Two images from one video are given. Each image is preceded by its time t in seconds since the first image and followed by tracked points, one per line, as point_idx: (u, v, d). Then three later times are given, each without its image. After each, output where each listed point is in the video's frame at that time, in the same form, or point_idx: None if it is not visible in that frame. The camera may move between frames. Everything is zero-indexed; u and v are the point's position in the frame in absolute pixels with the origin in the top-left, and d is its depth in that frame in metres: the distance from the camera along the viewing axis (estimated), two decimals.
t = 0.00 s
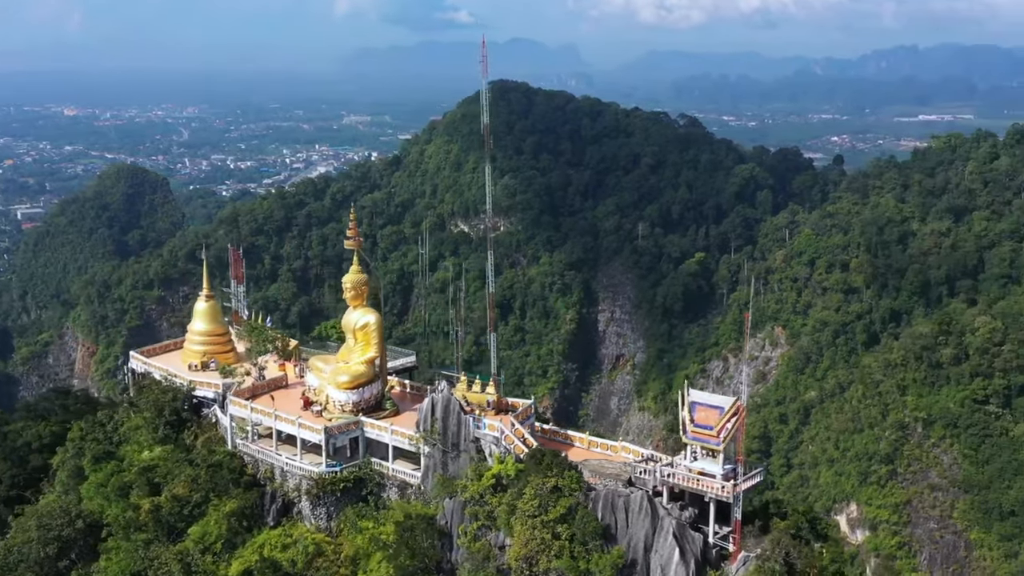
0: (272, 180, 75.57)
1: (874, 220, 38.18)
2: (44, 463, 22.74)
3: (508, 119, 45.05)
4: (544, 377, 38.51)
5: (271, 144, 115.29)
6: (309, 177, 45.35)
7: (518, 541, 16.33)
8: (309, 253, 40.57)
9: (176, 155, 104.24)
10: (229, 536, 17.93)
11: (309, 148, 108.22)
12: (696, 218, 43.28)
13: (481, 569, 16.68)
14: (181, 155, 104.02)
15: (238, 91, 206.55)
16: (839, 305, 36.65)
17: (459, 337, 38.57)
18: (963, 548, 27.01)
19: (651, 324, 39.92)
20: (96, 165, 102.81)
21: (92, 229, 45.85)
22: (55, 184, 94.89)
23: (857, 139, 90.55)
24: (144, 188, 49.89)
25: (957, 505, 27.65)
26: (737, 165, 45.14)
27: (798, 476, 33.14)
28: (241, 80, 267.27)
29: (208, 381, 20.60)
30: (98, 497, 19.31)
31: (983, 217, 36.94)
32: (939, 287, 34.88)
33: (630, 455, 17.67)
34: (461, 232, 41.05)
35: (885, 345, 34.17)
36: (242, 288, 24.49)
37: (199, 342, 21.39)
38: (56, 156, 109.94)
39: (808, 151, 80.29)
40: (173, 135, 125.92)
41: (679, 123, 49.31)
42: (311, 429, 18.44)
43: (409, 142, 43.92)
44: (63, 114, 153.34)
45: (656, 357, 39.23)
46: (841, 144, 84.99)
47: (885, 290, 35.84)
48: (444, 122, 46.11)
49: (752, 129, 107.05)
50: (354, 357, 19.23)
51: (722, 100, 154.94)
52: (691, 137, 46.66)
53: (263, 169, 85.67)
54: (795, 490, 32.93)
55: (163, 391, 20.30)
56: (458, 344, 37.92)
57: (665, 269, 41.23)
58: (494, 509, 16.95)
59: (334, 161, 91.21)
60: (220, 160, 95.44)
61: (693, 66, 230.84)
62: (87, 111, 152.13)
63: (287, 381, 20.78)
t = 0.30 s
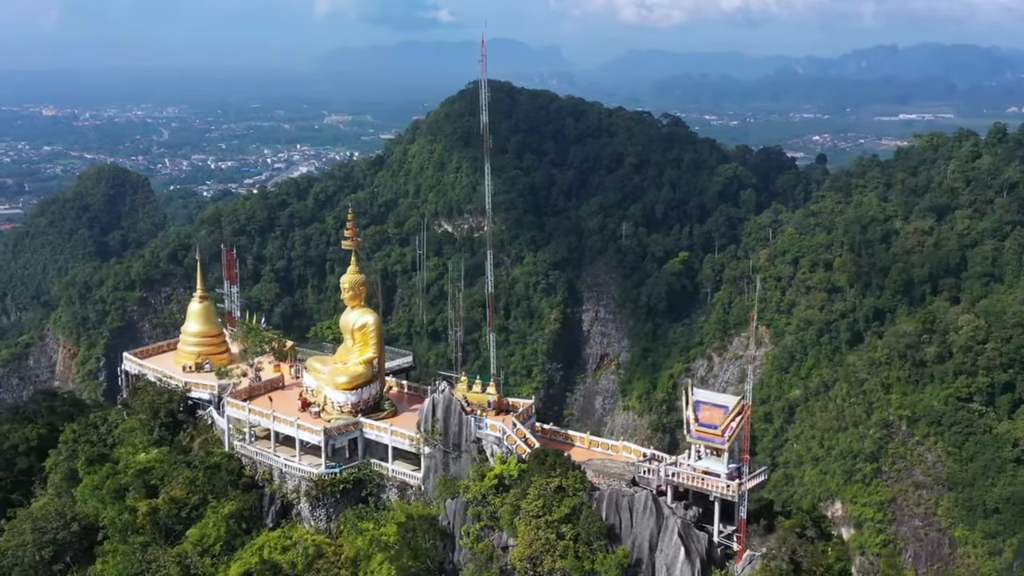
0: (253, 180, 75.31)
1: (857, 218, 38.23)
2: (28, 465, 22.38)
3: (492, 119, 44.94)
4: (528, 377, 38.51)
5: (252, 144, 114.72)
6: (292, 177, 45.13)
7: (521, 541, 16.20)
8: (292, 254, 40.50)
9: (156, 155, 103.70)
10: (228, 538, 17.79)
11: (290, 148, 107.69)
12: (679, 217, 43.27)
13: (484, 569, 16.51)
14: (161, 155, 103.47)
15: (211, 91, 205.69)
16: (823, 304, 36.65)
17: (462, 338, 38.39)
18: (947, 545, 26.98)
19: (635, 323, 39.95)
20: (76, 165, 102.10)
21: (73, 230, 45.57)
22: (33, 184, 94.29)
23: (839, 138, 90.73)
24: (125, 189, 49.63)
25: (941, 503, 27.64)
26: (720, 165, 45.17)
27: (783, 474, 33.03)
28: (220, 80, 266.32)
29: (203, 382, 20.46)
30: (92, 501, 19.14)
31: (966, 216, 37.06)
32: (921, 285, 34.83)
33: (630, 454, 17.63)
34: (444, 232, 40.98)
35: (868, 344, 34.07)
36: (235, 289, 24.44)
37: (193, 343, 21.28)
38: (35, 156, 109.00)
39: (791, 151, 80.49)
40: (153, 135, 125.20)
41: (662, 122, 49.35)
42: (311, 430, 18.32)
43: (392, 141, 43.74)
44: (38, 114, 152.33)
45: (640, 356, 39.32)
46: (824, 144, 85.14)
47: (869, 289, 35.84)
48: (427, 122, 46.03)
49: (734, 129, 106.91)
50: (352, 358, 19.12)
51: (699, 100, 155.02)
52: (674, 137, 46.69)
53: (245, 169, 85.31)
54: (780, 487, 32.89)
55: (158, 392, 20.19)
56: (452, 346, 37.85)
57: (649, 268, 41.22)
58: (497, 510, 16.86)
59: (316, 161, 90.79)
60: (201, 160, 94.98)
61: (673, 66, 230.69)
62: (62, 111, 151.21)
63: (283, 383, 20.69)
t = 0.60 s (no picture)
0: (235, 180, 75.10)
1: (840, 218, 38.23)
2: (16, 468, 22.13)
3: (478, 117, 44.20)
4: (511, 377, 38.51)
5: (233, 144, 114.15)
6: (275, 177, 45.04)
7: (524, 541, 16.14)
8: (275, 255, 40.51)
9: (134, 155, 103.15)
10: (227, 540, 17.70)
11: (271, 148, 107.23)
12: (663, 216, 43.31)
13: (487, 569, 16.45)
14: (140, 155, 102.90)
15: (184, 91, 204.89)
16: (806, 304, 36.75)
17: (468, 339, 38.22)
18: (931, 542, 26.97)
19: (619, 322, 40.01)
20: (55, 165, 101.47)
21: (54, 230, 45.39)
22: (10, 185, 93.77)
23: (818, 138, 90.80)
24: (105, 190, 49.43)
25: (925, 500, 27.64)
26: (703, 164, 45.22)
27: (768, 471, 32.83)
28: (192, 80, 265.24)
29: (198, 383, 20.34)
30: (89, 503, 19.03)
31: (947, 215, 37.19)
32: (903, 284, 34.97)
33: (632, 454, 17.62)
34: (427, 232, 40.97)
35: (851, 343, 34.14)
36: (229, 289, 24.40)
37: (187, 345, 21.19)
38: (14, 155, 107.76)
39: (771, 151, 80.74)
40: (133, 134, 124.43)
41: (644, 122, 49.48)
42: (310, 431, 18.24)
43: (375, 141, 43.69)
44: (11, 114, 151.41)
45: (625, 356, 39.33)
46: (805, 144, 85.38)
47: (852, 288, 35.87)
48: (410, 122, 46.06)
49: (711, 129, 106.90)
50: (350, 358, 19.07)
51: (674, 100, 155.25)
52: (657, 137, 46.83)
53: (225, 169, 85.00)
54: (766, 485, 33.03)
55: (155, 394, 20.10)
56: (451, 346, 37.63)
57: (632, 267, 41.18)
58: (500, 510, 16.80)
59: (296, 161, 90.53)
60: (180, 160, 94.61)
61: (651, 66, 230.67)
62: (37, 111, 150.10)
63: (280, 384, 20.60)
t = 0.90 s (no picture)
0: (217, 180, 74.99)
1: (821, 218, 38.33)
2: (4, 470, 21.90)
3: (459, 118, 44.39)
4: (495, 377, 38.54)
5: (213, 144, 113.82)
6: (257, 177, 45.00)
7: (528, 541, 16.09)
8: (258, 255, 40.53)
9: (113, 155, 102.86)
10: (226, 541, 17.58)
11: (252, 148, 107.04)
12: (646, 216, 43.36)
13: (491, 569, 16.38)
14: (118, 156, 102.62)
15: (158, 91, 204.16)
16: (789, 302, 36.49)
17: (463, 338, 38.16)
18: (915, 539, 27.13)
19: (603, 322, 40.07)
20: (34, 166, 101.01)
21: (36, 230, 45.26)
22: None
23: (800, 138, 90.50)
24: (87, 190, 49.26)
25: (908, 498, 27.81)
26: (686, 164, 45.34)
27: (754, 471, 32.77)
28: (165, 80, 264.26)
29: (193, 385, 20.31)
30: (85, 505, 18.89)
31: (929, 214, 37.32)
32: (885, 283, 35.05)
33: (632, 453, 17.66)
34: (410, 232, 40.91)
35: (834, 342, 34.18)
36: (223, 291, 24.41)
37: (181, 345, 21.18)
38: None
39: (753, 151, 81.07)
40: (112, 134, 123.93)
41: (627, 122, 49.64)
42: (309, 432, 18.17)
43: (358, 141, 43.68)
44: None
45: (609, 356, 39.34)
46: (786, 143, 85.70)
47: (835, 287, 35.91)
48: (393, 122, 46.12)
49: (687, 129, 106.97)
50: (348, 359, 19.06)
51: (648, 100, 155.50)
52: (640, 137, 46.96)
53: (206, 169, 84.81)
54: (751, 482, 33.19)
55: (151, 396, 20.05)
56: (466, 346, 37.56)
57: (616, 267, 41.16)
58: (502, 510, 16.76)
59: (279, 161, 90.37)
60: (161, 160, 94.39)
61: (633, 66, 230.38)
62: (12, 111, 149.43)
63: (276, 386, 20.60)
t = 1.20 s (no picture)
0: (200, 180, 74.90)
1: (804, 217, 38.47)
2: None
3: (441, 118, 44.50)
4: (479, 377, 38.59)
5: (194, 144, 113.65)
6: (240, 177, 44.93)
7: (531, 541, 16.04)
8: (240, 255, 40.41)
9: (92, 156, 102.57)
10: (226, 543, 17.52)
11: (233, 149, 106.94)
12: (629, 215, 43.48)
13: (494, 569, 16.28)
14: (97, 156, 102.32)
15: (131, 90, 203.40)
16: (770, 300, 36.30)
17: (458, 339, 37.96)
18: (897, 537, 27.25)
19: (586, 321, 40.16)
20: (12, 166, 100.62)
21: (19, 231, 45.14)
22: None
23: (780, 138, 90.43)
24: (68, 190, 49.08)
25: (891, 495, 27.99)
26: (668, 164, 45.54)
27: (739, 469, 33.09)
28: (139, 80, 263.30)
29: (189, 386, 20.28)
30: (81, 508, 18.78)
31: (910, 213, 37.48)
32: (867, 282, 35.18)
33: (634, 452, 17.71)
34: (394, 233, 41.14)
35: (817, 340, 34.26)
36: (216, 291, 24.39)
37: (176, 346, 21.13)
38: None
39: (735, 150, 81.45)
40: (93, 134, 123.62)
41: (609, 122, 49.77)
42: (308, 433, 18.13)
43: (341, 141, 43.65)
44: None
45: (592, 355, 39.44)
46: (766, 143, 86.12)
47: (817, 285, 35.98)
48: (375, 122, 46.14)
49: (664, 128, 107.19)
50: (346, 360, 19.03)
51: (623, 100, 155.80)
52: (623, 137, 47.10)
53: (187, 169, 84.68)
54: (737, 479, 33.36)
55: (147, 398, 19.98)
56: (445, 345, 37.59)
57: (599, 267, 41.24)
58: (504, 510, 16.74)
59: (261, 161, 90.32)
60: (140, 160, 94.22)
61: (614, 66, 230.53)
62: None
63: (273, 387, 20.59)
